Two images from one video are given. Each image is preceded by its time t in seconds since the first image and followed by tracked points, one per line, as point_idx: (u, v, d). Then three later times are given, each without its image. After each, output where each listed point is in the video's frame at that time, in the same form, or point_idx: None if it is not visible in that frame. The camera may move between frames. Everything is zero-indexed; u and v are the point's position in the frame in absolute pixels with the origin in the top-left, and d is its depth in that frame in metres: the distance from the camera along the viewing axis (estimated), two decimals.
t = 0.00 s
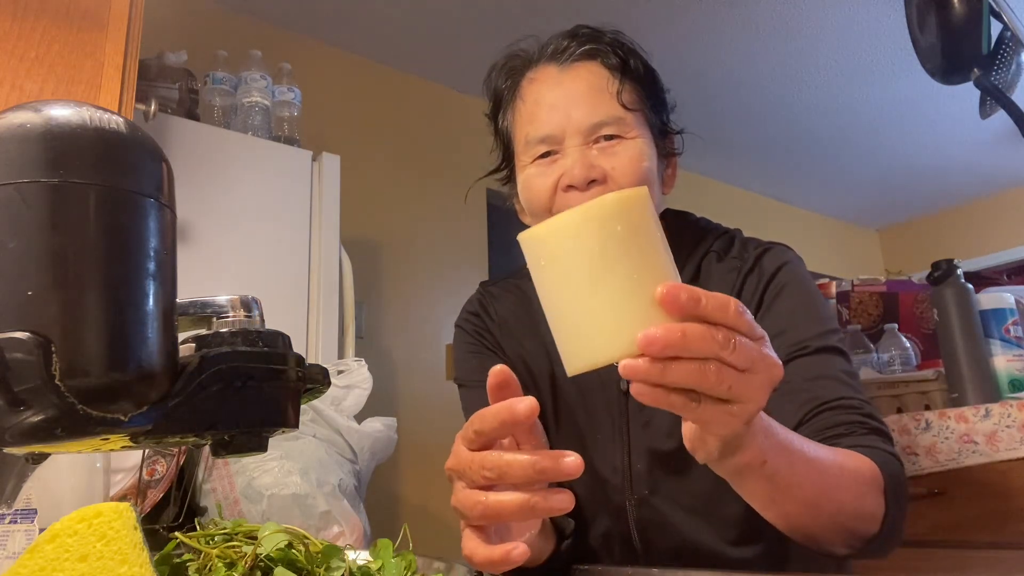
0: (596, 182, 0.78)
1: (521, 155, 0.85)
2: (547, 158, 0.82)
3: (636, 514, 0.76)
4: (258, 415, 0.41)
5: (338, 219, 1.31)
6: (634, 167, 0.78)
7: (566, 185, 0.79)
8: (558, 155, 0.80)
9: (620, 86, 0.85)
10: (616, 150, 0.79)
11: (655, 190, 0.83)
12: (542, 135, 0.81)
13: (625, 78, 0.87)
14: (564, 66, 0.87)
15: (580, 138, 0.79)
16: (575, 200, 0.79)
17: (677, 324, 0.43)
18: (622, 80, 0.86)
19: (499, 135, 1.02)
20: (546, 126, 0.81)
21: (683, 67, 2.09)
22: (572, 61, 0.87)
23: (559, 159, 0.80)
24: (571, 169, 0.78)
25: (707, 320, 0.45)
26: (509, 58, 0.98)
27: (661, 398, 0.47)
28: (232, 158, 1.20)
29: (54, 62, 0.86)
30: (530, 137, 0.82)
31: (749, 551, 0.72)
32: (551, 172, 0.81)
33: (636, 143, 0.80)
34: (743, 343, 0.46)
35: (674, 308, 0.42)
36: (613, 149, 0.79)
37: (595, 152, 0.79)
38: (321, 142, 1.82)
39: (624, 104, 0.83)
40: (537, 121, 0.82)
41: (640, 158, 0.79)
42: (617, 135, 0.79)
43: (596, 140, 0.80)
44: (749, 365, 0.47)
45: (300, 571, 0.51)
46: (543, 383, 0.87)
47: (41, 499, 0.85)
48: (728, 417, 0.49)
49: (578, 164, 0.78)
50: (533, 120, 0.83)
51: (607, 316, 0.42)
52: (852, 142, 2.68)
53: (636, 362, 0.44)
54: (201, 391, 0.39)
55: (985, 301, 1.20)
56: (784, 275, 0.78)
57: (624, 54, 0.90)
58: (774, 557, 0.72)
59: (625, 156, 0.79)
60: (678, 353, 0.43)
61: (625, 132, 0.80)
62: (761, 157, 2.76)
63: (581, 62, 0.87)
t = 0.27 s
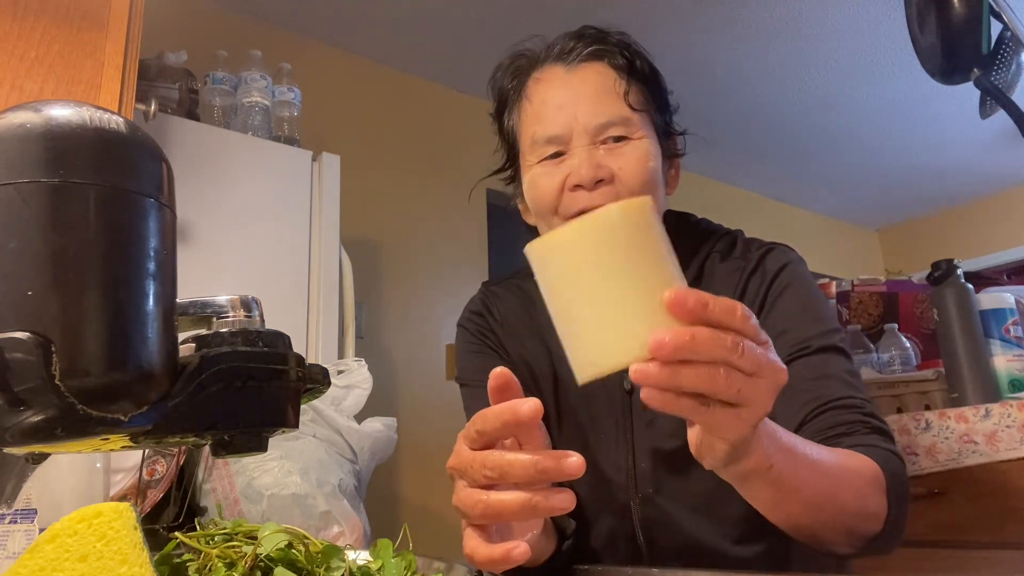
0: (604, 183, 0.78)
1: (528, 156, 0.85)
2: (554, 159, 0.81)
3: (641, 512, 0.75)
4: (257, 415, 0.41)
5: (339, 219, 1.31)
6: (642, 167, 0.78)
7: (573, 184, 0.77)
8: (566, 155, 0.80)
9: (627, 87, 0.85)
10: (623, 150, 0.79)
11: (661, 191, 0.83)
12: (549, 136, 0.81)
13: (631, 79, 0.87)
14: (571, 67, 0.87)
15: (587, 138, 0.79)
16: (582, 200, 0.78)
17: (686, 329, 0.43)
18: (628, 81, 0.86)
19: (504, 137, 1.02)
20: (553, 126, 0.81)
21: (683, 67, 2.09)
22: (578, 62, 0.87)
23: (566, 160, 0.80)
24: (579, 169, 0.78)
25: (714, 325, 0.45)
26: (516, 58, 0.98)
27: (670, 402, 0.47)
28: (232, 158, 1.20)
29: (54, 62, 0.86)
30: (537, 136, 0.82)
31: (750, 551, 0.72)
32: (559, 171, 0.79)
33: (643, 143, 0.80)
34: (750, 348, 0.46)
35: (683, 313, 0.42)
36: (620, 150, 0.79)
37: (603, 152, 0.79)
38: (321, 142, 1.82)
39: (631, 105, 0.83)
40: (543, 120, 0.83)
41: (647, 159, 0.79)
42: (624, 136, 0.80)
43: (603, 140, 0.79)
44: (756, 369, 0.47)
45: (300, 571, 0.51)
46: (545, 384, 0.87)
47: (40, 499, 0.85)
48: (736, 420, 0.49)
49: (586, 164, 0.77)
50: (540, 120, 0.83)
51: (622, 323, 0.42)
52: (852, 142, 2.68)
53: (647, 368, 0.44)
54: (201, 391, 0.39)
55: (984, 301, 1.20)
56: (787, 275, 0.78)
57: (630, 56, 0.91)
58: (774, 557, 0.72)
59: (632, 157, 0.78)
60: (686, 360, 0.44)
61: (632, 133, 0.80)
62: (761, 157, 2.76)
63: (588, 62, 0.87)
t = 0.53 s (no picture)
0: (611, 174, 0.80)
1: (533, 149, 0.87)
2: (561, 152, 0.84)
3: (648, 507, 0.77)
4: (257, 415, 0.41)
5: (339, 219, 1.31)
6: (648, 160, 0.80)
7: (582, 175, 0.80)
8: (574, 148, 0.82)
9: (633, 82, 0.86)
10: (630, 143, 0.81)
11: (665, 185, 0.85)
12: (557, 128, 0.83)
13: (635, 75, 0.88)
14: (577, 63, 0.87)
15: (594, 131, 0.82)
16: (590, 190, 0.80)
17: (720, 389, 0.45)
18: (633, 77, 0.87)
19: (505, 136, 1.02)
20: (561, 119, 0.83)
21: (683, 67, 2.09)
22: (584, 58, 0.87)
23: (573, 152, 0.82)
24: (588, 160, 0.80)
25: (758, 382, 0.45)
26: (518, 54, 0.98)
27: (721, 459, 0.48)
28: (232, 158, 1.20)
29: (54, 62, 0.85)
30: (544, 129, 0.84)
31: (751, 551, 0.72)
32: (565, 164, 0.82)
33: (649, 137, 0.82)
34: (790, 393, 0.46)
35: (724, 375, 0.44)
36: (627, 143, 0.81)
37: (610, 144, 0.81)
38: (321, 142, 1.82)
39: (636, 100, 0.85)
40: (550, 114, 0.84)
41: (653, 152, 0.81)
42: (630, 130, 0.82)
43: (610, 133, 0.82)
44: (798, 414, 0.47)
45: (300, 571, 0.51)
46: (548, 384, 0.87)
47: (40, 499, 0.85)
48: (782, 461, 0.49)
49: (594, 156, 0.80)
50: (547, 113, 0.85)
51: (653, 382, 0.45)
52: (852, 142, 2.68)
53: (692, 438, 0.46)
54: (201, 391, 0.39)
55: (984, 302, 1.20)
56: (789, 270, 0.78)
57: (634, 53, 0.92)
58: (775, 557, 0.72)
59: (639, 150, 0.81)
60: (726, 421, 0.45)
61: (637, 127, 0.82)
62: (761, 156, 2.76)
63: (595, 59, 0.87)
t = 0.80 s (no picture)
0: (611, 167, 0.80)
1: (532, 146, 0.87)
2: (560, 148, 0.84)
3: (654, 501, 0.78)
4: (257, 416, 0.41)
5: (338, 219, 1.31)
6: (645, 152, 0.81)
7: (581, 169, 0.80)
8: (572, 144, 0.83)
9: (626, 79, 0.88)
10: (627, 137, 0.82)
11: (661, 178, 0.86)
12: (554, 125, 0.84)
13: (628, 72, 0.90)
14: (570, 61, 0.88)
15: (591, 126, 0.82)
16: (591, 185, 0.80)
17: (928, 287, 0.40)
18: (625, 75, 0.89)
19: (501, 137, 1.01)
20: (559, 116, 0.84)
21: (683, 67, 2.09)
22: (577, 57, 0.88)
23: (572, 148, 0.83)
24: (587, 155, 0.80)
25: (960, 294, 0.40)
26: (511, 57, 0.98)
27: (872, 375, 0.45)
28: (232, 158, 1.20)
29: (54, 62, 0.85)
30: (542, 127, 0.85)
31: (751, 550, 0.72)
32: (564, 160, 0.83)
33: (644, 130, 0.83)
34: (982, 339, 0.41)
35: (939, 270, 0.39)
36: (624, 136, 0.82)
37: (608, 139, 0.82)
38: (321, 142, 1.82)
39: (630, 96, 0.86)
40: (547, 113, 0.85)
41: (649, 145, 0.82)
42: (626, 124, 0.83)
43: (607, 128, 0.83)
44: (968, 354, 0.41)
45: (300, 571, 0.51)
46: (549, 384, 0.85)
47: (41, 499, 0.85)
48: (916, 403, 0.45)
49: (593, 150, 0.80)
50: (543, 112, 0.86)
51: (863, 269, 0.41)
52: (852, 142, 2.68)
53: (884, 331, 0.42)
54: (201, 391, 0.39)
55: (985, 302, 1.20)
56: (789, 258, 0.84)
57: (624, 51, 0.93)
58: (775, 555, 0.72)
59: (636, 143, 0.82)
60: (913, 323, 0.41)
61: (632, 122, 0.84)
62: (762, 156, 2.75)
63: (587, 57, 0.88)
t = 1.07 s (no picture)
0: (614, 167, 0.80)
1: (534, 147, 0.87)
2: (562, 149, 0.85)
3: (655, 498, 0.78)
4: (258, 416, 0.41)
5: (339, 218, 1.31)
6: (647, 152, 0.82)
7: (585, 169, 0.80)
8: (575, 144, 0.83)
9: (625, 80, 0.88)
10: (629, 137, 0.83)
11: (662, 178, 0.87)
12: (557, 126, 0.84)
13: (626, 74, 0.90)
14: (570, 62, 0.88)
15: (594, 126, 0.83)
16: (595, 184, 0.80)
17: None
18: (624, 76, 0.89)
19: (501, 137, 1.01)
20: (561, 117, 0.84)
21: (683, 67, 2.09)
22: (577, 57, 0.89)
23: (574, 148, 0.83)
24: (590, 155, 0.81)
25: None
26: (508, 59, 0.97)
27: None
28: (232, 158, 1.20)
29: (54, 62, 0.86)
30: (544, 128, 0.85)
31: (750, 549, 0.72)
32: (567, 161, 0.83)
33: (645, 131, 0.84)
34: None
35: None
36: (625, 136, 0.83)
37: (610, 139, 0.82)
38: (321, 142, 1.82)
39: (630, 97, 0.86)
40: (548, 114, 0.85)
41: (650, 145, 0.83)
42: (627, 124, 0.84)
43: (609, 128, 0.83)
44: None
45: (300, 571, 0.51)
46: (548, 384, 0.85)
47: (40, 499, 0.85)
48: None
49: (596, 150, 0.81)
50: (544, 112, 0.86)
51: None
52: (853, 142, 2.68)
53: None
54: (201, 391, 0.39)
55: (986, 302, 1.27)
56: (788, 246, 0.83)
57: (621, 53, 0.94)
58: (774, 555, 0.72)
59: (638, 143, 0.82)
60: None
61: (633, 122, 0.84)
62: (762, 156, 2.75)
63: (587, 57, 0.88)
